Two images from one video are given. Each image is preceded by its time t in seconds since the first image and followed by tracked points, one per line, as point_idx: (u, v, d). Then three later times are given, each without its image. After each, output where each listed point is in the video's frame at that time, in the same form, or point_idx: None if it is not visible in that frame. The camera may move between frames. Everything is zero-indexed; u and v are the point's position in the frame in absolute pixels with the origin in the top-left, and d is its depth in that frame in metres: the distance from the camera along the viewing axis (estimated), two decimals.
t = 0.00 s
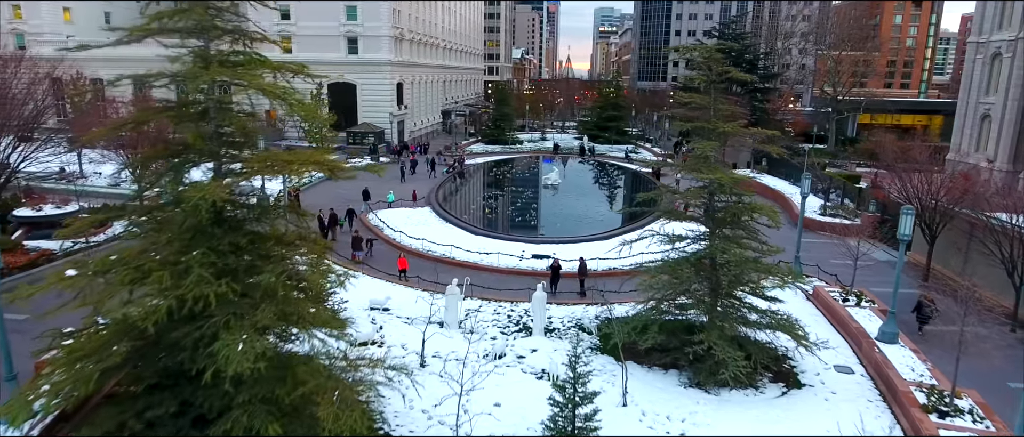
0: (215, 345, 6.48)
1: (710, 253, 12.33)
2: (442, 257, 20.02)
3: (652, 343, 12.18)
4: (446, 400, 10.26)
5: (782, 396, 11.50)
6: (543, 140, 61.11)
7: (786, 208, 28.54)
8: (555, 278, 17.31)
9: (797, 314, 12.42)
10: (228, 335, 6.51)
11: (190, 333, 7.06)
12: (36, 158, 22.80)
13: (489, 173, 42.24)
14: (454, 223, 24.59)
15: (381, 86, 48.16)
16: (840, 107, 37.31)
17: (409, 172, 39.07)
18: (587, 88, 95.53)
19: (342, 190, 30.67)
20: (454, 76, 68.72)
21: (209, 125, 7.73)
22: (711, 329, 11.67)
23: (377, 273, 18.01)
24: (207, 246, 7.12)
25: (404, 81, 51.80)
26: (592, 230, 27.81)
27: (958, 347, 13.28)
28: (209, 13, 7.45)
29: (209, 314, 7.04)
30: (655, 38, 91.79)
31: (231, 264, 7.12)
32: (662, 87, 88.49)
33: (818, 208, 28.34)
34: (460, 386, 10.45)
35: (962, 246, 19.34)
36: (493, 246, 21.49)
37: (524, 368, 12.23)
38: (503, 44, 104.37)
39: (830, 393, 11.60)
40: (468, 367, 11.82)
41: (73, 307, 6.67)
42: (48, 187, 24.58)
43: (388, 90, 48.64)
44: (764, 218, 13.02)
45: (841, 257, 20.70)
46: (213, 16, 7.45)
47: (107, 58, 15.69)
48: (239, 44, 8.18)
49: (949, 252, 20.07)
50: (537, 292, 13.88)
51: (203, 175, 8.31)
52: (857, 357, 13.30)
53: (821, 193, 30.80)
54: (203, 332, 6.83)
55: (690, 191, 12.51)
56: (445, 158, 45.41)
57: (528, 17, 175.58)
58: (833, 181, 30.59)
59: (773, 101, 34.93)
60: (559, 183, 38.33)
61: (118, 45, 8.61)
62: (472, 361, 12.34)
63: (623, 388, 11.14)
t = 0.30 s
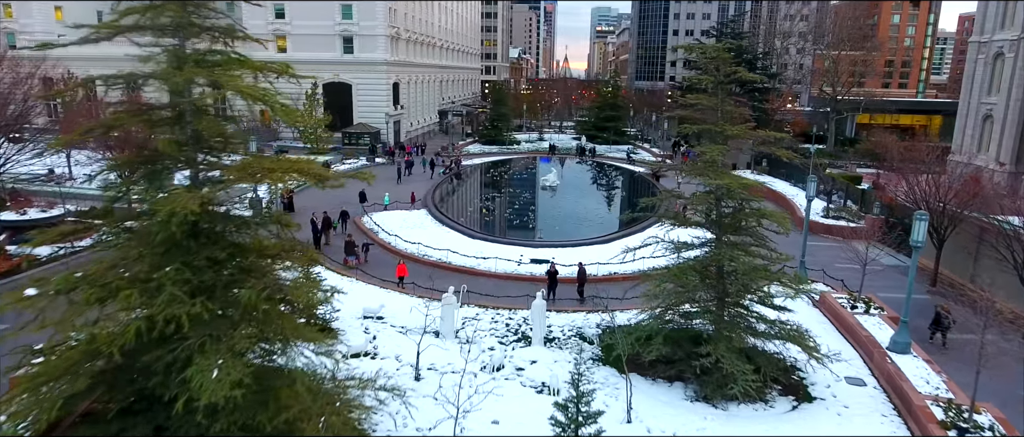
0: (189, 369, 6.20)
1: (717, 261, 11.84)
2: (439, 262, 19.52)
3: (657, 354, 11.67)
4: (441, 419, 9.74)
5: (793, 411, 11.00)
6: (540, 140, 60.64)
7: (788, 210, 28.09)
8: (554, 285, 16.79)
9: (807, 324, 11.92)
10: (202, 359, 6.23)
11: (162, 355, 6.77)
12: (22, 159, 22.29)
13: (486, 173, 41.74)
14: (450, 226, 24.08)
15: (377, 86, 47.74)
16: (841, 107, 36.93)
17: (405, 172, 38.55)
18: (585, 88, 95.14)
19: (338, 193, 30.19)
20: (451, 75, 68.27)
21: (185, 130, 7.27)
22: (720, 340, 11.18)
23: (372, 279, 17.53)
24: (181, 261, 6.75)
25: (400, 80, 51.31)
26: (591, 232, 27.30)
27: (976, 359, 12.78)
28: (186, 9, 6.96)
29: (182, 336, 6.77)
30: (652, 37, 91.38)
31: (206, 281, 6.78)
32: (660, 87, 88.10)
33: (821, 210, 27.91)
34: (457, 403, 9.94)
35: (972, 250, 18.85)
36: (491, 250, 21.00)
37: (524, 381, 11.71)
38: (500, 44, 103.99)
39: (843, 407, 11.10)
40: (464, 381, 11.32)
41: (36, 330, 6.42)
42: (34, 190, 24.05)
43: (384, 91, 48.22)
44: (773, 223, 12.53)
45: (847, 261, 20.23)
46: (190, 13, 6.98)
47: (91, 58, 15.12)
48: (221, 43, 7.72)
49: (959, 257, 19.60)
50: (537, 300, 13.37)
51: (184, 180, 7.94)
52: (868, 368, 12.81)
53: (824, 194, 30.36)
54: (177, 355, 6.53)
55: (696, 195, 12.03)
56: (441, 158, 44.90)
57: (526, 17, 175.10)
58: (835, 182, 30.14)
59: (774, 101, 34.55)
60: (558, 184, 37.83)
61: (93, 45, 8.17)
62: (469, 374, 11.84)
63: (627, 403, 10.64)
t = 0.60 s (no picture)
0: (157, 401, 6.17)
1: (726, 270, 11.32)
2: (435, 267, 18.99)
3: (663, 368, 11.14)
4: None
5: (807, 427, 10.43)
6: (538, 140, 60.09)
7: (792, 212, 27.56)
8: (554, 292, 16.27)
9: (819, 336, 11.40)
10: (172, 390, 6.23)
11: (126, 384, 6.72)
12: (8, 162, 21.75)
13: (484, 175, 41.23)
14: (447, 229, 23.54)
15: (374, 87, 47.34)
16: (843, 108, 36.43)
17: (402, 174, 38.04)
18: (583, 88, 94.61)
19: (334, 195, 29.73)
20: (449, 75, 67.74)
21: (159, 135, 7.00)
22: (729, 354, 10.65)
23: (366, 285, 17.02)
24: (149, 280, 6.61)
25: (396, 80, 50.80)
26: (591, 235, 26.75)
27: (998, 373, 12.26)
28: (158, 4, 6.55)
29: (149, 364, 6.74)
30: (651, 36, 90.72)
31: (176, 302, 6.64)
32: (659, 86, 87.49)
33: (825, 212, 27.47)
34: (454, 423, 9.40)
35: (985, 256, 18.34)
36: (489, 254, 20.46)
37: (523, 396, 11.17)
38: (498, 44, 103.38)
39: (859, 424, 10.52)
40: (460, 396, 10.81)
41: None
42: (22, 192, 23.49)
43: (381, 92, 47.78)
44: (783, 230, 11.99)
45: (854, 266, 19.71)
46: (161, 8, 6.55)
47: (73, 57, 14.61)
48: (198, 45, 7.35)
49: (971, 262, 19.06)
50: (536, 309, 12.83)
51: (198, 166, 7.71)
52: (882, 381, 12.30)
53: (827, 197, 29.85)
54: (145, 383, 6.47)
55: (704, 201, 11.51)
56: (438, 159, 44.41)
57: (524, 16, 174.38)
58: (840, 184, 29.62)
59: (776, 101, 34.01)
60: (556, 186, 37.16)
61: (65, 43, 7.74)
62: (465, 388, 11.32)
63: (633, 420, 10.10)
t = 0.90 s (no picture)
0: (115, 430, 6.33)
1: (738, 278, 10.76)
2: (432, 272, 18.42)
3: (671, 381, 10.55)
4: None
5: None
6: (538, 140, 59.57)
7: (796, 215, 26.97)
8: (554, 298, 15.68)
9: (836, 347, 10.84)
10: (129, 421, 6.36)
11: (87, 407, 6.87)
12: None
13: (483, 175, 40.72)
14: (445, 232, 22.99)
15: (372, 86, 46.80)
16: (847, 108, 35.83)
17: (400, 174, 37.54)
18: (583, 87, 94.08)
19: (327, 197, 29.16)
20: (447, 75, 67.21)
21: (122, 137, 6.84)
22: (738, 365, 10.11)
23: (362, 291, 16.46)
24: (109, 300, 6.59)
25: (394, 80, 50.29)
26: (592, 236, 26.20)
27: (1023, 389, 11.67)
28: None
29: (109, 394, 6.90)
30: (651, 36, 90.23)
31: (139, 323, 6.69)
32: (659, 86, 86.97)
33: (831, 214, 26.93)
34: None
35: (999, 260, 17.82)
36: (488, 258, 19.89)
37: (523, 411, 10.59)
38: (497, 43, 102.77)
39: None
40: (455, 413, 10.23)
41: None
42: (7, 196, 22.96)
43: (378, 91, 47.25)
44: (797, 236, 11.44)
45: (864, 270, 19.15)
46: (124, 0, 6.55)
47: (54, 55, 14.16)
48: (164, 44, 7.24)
49: (985, 266, 18.49)
50: (538, 318, 12.24)
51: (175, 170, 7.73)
52: (900, 394, 11.73)
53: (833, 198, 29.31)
54: (106, 411, 6.65)
55: (713, 206, 11.00)
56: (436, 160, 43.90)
57: (523, 16, 173.65)
58: (845, 185, 29.08)
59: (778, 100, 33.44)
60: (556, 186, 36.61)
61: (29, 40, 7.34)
62: (462, 403, 10.75)
63: None
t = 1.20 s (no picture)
0: None
1: (752, 285, 10.15)
2: (429, 276, 17.83)
3: (682, 395, 9.93)
4: None
5: None
6: (537, 140, 59.02)
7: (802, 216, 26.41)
8: (556, 303, 15.07)
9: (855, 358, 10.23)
10: None
11: None
12: None
13: (481, 175, 40.15)
14: (443, 233, 22.41)
15: (369, 84, 46.24)
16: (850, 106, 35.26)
17: (397, 174, 36.99)
18: (582, 87, 93.59)
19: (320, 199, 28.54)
20: (445, 74, 66.66)
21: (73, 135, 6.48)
22: (752, 374, 9.51)
23: (356, 297, 15.85)
24: (57, 319, 6.17)
25: (392, 78, 49.71)
26: (592, 236, 25.66)
27: None
28: None
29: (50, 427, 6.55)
30: (650, 35, 89.85)
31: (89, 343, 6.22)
32: (657, 86, 86.49)
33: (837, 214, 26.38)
34: None
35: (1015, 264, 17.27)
36: (486, 261, 19.29)
37: (524, 426, 9.98)
38: (495, 42, 102.23)
39: None
40: (450, 428, 9.62)
41: None
42: None
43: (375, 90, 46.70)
44: (811, 241, 10.89)
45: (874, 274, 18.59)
46: None
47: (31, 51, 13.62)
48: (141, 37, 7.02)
49: (1001, 268, 17.94)
50: (539, 326, 11.65)
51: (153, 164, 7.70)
52: (920, 405, 11.14)
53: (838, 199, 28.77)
54: None
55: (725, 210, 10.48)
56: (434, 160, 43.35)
57: (521, 15, 173.01)
58: (850, 185, 28.52)
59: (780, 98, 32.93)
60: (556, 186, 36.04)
61: None
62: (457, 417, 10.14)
63: None
